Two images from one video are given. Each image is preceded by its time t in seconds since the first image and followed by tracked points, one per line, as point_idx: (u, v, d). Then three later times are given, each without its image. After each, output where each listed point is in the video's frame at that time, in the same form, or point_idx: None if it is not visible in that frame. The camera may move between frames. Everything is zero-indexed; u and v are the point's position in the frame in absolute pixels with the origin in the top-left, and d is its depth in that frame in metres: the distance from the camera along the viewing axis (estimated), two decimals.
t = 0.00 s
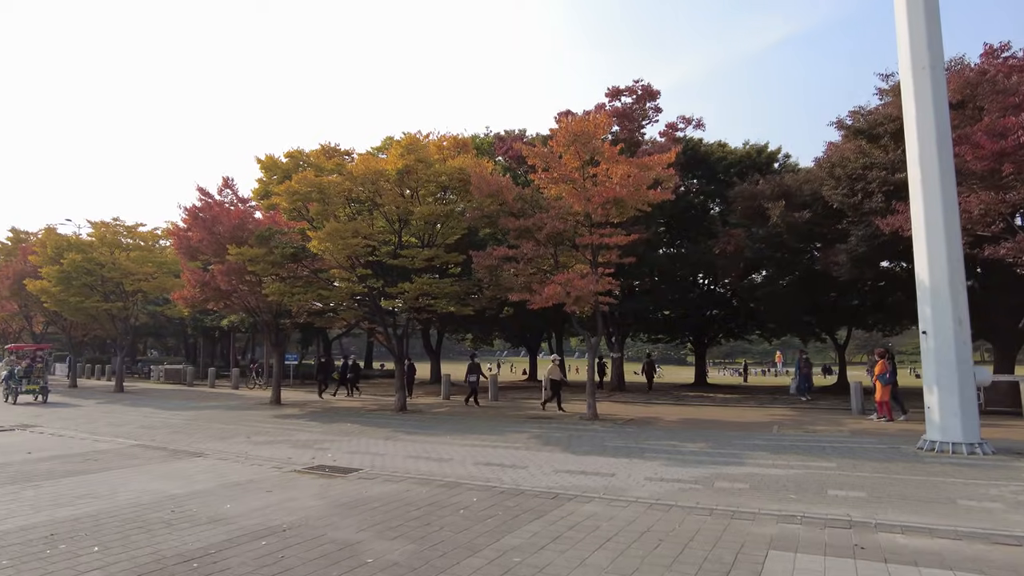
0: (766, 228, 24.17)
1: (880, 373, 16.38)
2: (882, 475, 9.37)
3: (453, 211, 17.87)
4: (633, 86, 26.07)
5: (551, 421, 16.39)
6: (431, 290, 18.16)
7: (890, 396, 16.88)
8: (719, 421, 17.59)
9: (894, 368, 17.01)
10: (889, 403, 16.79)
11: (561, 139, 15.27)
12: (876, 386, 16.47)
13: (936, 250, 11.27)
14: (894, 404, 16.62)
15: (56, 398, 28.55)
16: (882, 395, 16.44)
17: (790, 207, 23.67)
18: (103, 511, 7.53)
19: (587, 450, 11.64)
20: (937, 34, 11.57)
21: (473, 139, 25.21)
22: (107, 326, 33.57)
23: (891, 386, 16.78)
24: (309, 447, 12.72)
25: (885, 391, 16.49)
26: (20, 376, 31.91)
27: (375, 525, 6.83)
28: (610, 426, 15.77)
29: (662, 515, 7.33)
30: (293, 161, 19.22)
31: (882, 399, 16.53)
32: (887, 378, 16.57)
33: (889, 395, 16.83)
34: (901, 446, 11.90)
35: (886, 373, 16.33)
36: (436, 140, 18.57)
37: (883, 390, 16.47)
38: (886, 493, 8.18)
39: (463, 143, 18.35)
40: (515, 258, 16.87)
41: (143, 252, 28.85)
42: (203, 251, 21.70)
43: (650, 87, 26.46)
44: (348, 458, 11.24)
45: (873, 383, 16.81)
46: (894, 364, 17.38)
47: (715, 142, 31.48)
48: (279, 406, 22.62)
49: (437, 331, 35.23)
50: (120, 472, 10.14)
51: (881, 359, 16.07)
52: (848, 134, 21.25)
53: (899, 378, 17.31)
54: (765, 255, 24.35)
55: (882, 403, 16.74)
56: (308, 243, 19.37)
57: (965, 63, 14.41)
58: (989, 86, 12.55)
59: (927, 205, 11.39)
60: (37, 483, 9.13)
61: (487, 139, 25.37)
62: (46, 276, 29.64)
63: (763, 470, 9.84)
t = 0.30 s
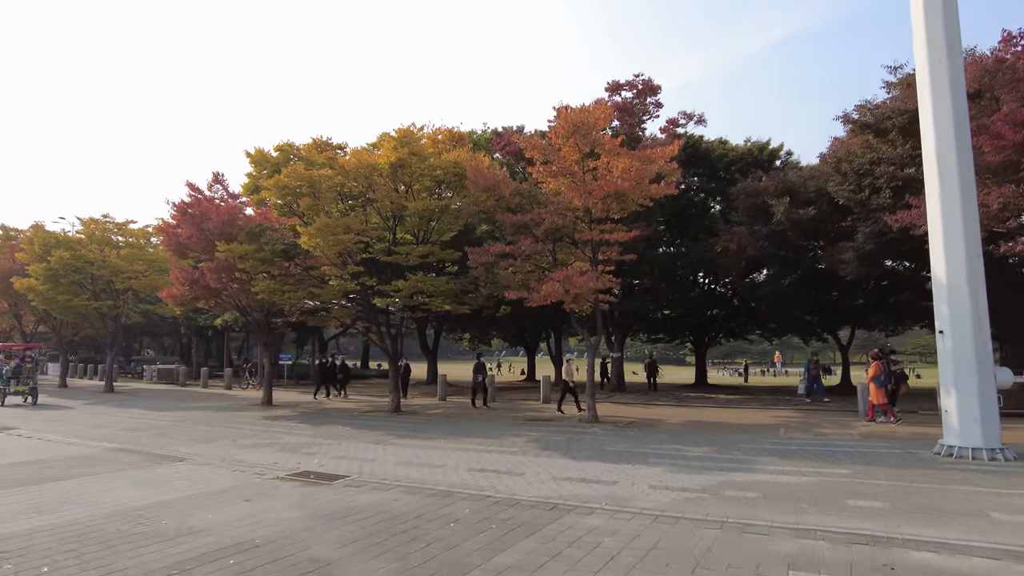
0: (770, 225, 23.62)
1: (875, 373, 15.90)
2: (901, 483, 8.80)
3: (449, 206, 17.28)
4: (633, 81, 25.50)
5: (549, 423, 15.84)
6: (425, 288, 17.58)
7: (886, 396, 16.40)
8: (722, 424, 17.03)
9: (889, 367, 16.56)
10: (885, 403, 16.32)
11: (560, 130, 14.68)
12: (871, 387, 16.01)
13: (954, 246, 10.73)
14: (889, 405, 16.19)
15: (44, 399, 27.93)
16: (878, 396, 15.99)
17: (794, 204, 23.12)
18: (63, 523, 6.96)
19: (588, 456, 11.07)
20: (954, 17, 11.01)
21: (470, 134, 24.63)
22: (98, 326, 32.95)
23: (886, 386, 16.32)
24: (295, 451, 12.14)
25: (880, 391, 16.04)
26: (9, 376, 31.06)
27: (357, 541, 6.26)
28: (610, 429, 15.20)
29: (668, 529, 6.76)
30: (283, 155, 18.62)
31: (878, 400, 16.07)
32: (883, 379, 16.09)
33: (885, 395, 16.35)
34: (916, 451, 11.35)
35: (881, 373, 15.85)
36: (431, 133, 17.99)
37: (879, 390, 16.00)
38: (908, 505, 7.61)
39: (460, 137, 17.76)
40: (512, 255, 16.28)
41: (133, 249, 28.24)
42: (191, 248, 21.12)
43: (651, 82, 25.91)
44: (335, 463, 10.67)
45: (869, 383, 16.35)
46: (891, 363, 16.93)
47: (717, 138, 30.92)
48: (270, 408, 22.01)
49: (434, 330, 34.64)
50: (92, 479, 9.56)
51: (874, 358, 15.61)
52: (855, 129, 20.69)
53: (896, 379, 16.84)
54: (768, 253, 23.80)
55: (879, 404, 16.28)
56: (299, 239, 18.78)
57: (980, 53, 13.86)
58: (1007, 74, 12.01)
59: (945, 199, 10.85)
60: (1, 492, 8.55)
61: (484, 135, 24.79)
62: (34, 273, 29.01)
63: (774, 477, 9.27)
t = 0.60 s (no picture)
0: (773, 222, 23.08)
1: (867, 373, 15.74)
2: (920, 492, 8.24)
3: (443, 200, 16.71)
4: (633, 75, 24.95)
5: (546, 426, 15.29)
6: (418, 286, 16.99)
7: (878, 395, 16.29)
8: (725, 426, 16.48)
9: (880, 367, 16.45)
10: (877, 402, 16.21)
11: (558, 122, 14.12)
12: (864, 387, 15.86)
13: (972, 242, 10.19)
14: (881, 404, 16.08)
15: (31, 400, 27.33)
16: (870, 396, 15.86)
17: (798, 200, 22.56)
18: (14, 538, 6.39)
19: (585, 461, 10.51)
20: (971, 0, 10.47)
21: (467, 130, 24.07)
22: (88, 325, 32.34)
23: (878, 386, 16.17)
24: (279, 456, 11.57)
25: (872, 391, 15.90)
26: None
27: (331, 559, 5.70)
28: (610, 432, 14.64)
29: (671, 545, 6.20)
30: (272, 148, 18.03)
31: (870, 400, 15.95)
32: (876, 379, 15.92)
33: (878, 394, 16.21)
34: (931, 457, 10.79)
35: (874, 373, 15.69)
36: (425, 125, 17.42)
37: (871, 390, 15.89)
38: (930, 517, 7.06)
39: (454, 129, 17.19)
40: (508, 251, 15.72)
41: (122, 247, 27.63)
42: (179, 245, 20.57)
43: (651, 76, 25.36)
44: (319, 469, 10.10)
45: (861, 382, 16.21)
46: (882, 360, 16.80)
47: (718, 135, 30.38)
48: (260, 409, 21.42)
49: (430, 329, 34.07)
50: (58, 486, 8.99)
51: (867, 359, 15.44)
52: (861, 123, 20.15)
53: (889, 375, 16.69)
54: (771, 250, 23.24)
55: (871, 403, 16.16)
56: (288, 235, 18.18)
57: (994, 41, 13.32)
58: None
59: (962, 192, 10.31)
60: None
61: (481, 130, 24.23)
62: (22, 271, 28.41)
63: (783, 485, 8.72)
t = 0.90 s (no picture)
0: (770, 218, 22.61)
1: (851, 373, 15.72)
2: (934, 499, 7.71)
3: (431, 194, 16.18)
4: (627, 69, 24.45)
5: (538, 428, 14.74)
6: (405, 284, 16.40)
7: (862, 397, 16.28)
8: (724, 428, 15.94)
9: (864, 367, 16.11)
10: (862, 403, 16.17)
11: (550, 111, 13.57)
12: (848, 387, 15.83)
13: (984, 234, 9.71)
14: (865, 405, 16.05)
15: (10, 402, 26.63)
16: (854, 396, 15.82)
17: (795, 196, 22.10)
18: None
19: (577, 465, 9.96)
20: None
21: (458, 124, 23.49)
22: (71, 325, 31.63)
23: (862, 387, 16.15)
24: (255, 460, 11.01)
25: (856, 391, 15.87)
26: None
27: None
28: (604, 433, 14.11)
29: (668, 561, 5.64)
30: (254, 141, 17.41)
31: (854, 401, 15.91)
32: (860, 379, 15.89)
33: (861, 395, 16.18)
34: (940, 460, 10.28)
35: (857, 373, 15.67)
36: (413, 117, 16.85)
37: (854, 391, 15.86)
38: (948, 528, 6.54)
39: (442, 121, 16.65)
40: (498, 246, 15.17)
41: (105, 245, 26.96)
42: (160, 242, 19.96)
43: (646, 71, 24.86)
44: (296, 476, 9.53)
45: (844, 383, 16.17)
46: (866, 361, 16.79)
47: (713, 131, 29.92)
48: (244, 411, 20.81)
49: (421, 329, 33.48)
50: (13, 496, 8.41)
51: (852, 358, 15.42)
52: (861, 116, 19.67)
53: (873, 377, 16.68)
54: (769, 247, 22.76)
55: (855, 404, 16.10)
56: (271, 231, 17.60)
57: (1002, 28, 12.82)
58: None
59: (972, 184, 9.83)
60: None
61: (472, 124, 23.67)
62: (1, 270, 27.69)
63: (787, 492, 8.18)
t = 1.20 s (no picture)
0: (769, 217, 22.12)
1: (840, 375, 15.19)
2: (955, 513, 7.18)
3: (421, 190, 15.63)
4: (624, 64, 23.93)
5: (531, 433, 14.18)
6: (394, 283, 15.82)
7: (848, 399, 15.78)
8: (722, 432, 15.43)
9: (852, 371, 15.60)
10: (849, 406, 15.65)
11: (544, 103, 13.04)
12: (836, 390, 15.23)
13: (1000, 231, 9.22)
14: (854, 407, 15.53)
15: None
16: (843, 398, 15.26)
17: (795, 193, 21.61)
18: None
19: (571, 474, 9.40)
20: None
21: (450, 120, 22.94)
22: (54, 325, 30.91)
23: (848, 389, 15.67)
24: (232, 467, 10.42)
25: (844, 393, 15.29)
26: None
27: None
28: (599, 439, 13.57)
29: None
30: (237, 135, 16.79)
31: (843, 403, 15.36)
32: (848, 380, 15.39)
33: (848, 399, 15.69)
34: (954, 468, 9.76)
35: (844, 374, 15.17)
36: (402, 111, 16.28)
37: (843, 393, 15.32)
38: (976, 547, 6.01)
39: (433, 114, 16.08)
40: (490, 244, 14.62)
41: (88, 243, 26.28)
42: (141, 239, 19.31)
43: (643, 66, 24.33)
44: (273, 486, 8.95)
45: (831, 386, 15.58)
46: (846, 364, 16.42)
47: (710, 129, 29.44)
48: (228, 414, 20.18)
49: (413, 330, 32.89)
50: None
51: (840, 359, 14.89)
52: (863, 111, 19.18)
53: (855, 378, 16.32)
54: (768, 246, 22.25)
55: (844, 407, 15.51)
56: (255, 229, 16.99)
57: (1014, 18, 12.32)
58: None
59: (988, 179, 9.34)
60: None
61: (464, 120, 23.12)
62: None
63: (797, 505, 7.64)
